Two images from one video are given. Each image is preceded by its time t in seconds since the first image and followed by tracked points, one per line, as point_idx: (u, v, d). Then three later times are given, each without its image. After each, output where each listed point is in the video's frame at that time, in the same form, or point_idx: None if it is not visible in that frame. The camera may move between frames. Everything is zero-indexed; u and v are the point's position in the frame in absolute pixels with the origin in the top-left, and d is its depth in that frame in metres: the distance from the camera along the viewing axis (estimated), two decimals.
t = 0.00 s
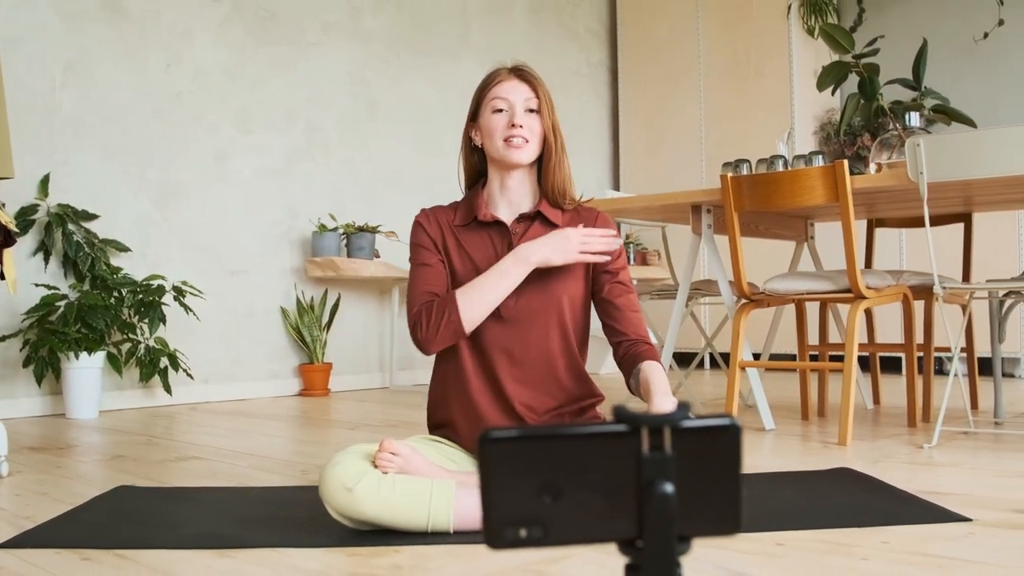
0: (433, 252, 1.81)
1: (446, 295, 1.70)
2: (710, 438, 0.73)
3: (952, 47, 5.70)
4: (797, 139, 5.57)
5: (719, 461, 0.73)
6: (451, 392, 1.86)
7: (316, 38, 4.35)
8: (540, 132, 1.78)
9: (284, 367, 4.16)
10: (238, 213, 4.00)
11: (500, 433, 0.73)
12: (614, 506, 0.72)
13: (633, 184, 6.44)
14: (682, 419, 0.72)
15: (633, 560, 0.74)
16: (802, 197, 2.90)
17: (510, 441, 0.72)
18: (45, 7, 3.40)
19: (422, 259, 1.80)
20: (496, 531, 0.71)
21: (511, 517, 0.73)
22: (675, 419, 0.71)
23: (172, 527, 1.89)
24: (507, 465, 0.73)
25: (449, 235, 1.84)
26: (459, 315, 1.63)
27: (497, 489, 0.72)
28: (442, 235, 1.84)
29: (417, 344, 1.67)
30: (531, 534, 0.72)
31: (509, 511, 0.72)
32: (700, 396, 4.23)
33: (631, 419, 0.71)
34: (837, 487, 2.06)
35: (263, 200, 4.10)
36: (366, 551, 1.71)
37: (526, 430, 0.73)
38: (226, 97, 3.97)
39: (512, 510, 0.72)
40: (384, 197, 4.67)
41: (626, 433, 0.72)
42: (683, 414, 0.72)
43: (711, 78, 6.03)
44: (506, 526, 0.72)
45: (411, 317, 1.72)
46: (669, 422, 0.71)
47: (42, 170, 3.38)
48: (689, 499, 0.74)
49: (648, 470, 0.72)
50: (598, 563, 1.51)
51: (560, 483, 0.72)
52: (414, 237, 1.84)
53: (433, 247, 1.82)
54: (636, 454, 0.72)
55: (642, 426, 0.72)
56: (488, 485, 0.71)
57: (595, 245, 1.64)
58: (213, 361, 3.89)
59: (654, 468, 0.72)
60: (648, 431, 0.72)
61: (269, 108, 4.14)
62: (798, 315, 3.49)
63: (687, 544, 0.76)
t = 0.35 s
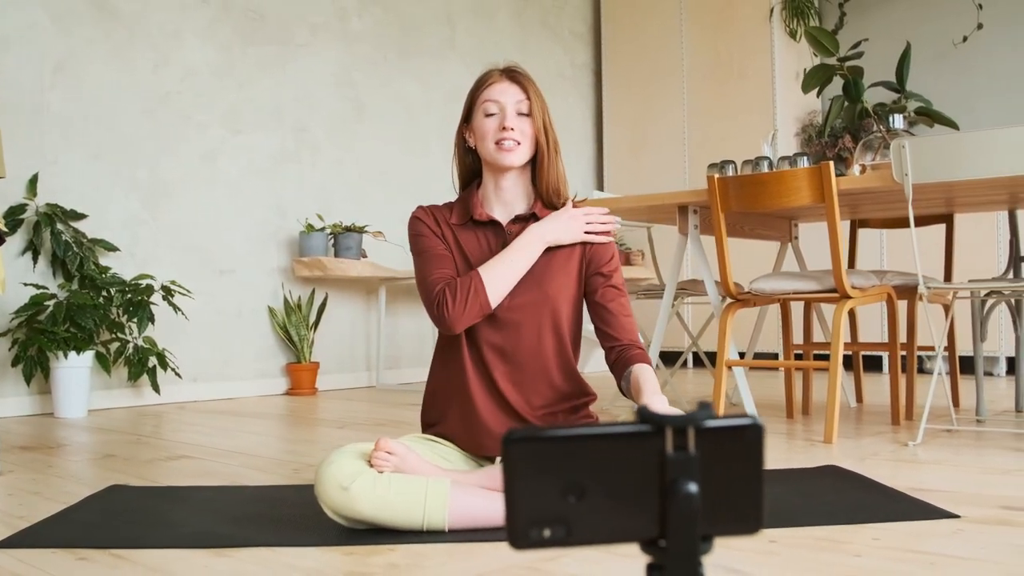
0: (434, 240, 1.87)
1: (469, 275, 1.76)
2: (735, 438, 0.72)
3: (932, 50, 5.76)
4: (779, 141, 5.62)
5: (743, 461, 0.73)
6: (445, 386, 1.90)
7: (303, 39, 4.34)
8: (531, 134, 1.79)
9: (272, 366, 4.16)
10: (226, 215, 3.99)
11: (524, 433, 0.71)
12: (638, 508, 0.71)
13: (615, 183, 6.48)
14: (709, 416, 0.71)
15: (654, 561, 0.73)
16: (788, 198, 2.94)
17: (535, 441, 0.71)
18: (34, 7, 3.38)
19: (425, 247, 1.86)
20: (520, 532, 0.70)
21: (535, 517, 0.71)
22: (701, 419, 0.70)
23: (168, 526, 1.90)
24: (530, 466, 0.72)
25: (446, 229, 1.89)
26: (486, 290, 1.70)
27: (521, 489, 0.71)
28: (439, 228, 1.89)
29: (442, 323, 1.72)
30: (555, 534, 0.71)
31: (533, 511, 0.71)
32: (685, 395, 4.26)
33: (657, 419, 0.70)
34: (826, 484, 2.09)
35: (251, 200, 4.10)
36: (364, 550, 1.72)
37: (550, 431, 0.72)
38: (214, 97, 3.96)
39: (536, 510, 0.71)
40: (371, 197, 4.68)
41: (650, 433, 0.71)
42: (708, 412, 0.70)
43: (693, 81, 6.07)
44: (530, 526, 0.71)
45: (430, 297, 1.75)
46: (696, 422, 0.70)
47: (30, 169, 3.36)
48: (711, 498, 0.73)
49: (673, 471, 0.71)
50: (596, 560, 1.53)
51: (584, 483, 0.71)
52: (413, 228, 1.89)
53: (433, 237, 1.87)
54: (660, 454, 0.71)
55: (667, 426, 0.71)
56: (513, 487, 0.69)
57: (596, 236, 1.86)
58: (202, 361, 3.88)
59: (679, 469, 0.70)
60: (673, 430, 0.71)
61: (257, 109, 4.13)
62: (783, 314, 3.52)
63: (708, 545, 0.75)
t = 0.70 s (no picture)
0: (426, 241, 1.89)
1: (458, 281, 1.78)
2: (752, 431, 0.69)
3: (912, 54, 5.84)
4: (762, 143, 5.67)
5: (762, 454, 0.69)
6: (436, 385, 1.92)
7: (290, 40, 4.35)
8: (526, 135, 1.82)
9: (260, 365, 4.16)
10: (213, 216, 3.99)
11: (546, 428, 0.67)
12: (658, 501, 0.67)
13: (600, 184, 6.51)
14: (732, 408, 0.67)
15: (672, 553, 0.69)
16: (774, 199, 2.97)
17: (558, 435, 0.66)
18: (22, 7, 3.37)
19: (417, 248, 1.88)
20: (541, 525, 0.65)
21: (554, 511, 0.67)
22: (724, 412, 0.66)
23: (163, 525, 1.91)
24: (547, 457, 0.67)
25: (439, 229, 1.91)
26: (475, 297, 1.72)
27: (540, 484, 0.66)
28: (431, 229, 1.91)
29: (430, 328, 1.74)
30: (576, 528, 0.67)
31: (553, 500, 0.67)
32: (671, 393, 4.30)
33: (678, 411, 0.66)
34: (815, 480, 2.13)
35: (238, 200, 4.09)
36: (360, 546, 1.73)
37: (570, 425, 0.67)
38: (202, 98, 3.96)
39: (555, 504, 0.67)
40: (357, 197, 4.68)
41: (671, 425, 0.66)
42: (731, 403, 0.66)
43: (677, 83, 6.11)
44: (550, 517, 0.67)
45: (420, 300, 1.78)
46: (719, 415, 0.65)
47: (18, 169, 3.34)
48: (731, 493, 0.69)
49: (692, 464, 0.67)
50: (592, 555, 1.55)
51: (606, 476, 0.67)
52: (406, 229, 1.91)
53: (425, 238, 1.89)
54: (680, 448, 0.67)
55: (687, 420, 0.66)
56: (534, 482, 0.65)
57: (584, 237, 1.89)
58: (190, 360, 3.88)
59: (698, 463, 0.66)
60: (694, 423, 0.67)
61: (245, 109, 4.13)
62: (768, 313, 3.56)
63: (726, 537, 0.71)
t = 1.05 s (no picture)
0: (418, 241, 1.90)
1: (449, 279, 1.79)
2: (778, 427, 0.60)
3: (890, 58, 5.91)
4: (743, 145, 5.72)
5: (789, 453, 0.60)
6: (428, 384, 1.93)
7: (276, 41, 4.34)
8: (521, 136, 1.84)
9: (245, 364, 4.16)
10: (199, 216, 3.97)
11: (560, 423, 0.58)
12: (678, 499, 0.59)
13: (582, 184, 6.54)
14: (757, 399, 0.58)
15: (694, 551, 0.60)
16: (758, 200, 3.01)
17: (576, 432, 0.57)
18: (8, 7, 3.34)
19: (409, 248, 1.89)
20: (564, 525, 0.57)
21: (576, 507, 0.58)
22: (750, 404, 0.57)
23: (155, 526, 1.92)
24: (560, 455, 0.58)
25: (431, 229, 1.93)
26: (466, 295, 1.74)
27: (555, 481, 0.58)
28: (424, 229, 1.93)
29: (421, 324, 1.75)
30: (600, 524, 0.58)
31: (570, 498, 0.58)
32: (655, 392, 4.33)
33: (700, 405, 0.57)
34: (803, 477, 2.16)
35: (224, 200, 4.09)
36: (354, 545, 1.74)
37: (594, 420, 0.59)
38: (188, 98, 3.94)
39: (574, 499, 0.58)
40: (342, 198, 4.69)
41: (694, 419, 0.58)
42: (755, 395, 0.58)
43: (658, 86, 6.15)
44: (568, 516, 0.58)
45: (412, 299, 1.80)
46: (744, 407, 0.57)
47: (3, 169, 3.32)
48: (755, 491, 0.60)
49: (715, 461, 0.58)
50: (587, 553, 1.57)
51: (628, 471, 0.58)
52: (399, 228, 1.93)
53: (417, 238, 1.91)
54: (702, 444, 0.58)
55: (710, 414, 0.57)
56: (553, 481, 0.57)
57: (575, 236, 1.91)
58: (176, 360, 3.87)
59: (722, 460, 0.57)
60: (716, 418, 0.58)
61: (230, 109, 4.12)
62: (751, 312, 3.60)
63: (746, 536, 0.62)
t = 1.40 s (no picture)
0: (411, 243, 1.91)
1: (435, 282, 1.80)
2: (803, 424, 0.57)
3: (870, 61, 5.97)
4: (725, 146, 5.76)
5: (814, 452, 0.58)
6: (420, 384, 1.94)
7: (262, 41, 4.33)
8: (515, 135, 1.86)
9: (231, 364, 4.15)
10: (185, 215, 3.96)
11: (585, 420, 0.55)
12: (702, 498, 0.56)
13: (565, 184, 6.57)
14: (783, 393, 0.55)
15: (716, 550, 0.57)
16: (744, 200, 3.04)
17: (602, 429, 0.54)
18: None
19: (401, 249, 1.90)
20: (592, 523, 0.53)
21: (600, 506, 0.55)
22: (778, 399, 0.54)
23: (147, 525, 1.92)
24: (584, 454, 0.55)
25: (424, 229, 1.94)
26: (450, 297, 1.74)
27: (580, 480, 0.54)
28: (417, 229, 1.94)
29: (408, 330, 1.77)
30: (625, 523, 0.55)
31: (594, 496, 0.55)
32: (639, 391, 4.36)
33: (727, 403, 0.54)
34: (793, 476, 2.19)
35: (210, 200, 4.07)
36: (349, 544, 1.75)
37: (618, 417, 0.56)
38: (175, 99, 3.93)
39: (599, 498, 0.55)
40: (328, 198, 4.69)
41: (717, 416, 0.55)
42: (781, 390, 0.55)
43: (641, 87, 6.18)
44: (593, 514, 0.54)
45: (398, 302, 1.80)
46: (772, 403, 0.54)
47: None
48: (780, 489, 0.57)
49: (739, 458, 0.55)
50: (584, 551, 1.58)
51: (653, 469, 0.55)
52: (391, 229, 1.94)
53: (410, 239, 1.92)
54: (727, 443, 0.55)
55: (736, 410, 0.55)
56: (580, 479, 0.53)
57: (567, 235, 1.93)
58: (162, 359, 3.85)
59: (748, 456, 0.55)
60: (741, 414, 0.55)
61: (216, 109, 4.11)
62: (736, 311, 3.63)
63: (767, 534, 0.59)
